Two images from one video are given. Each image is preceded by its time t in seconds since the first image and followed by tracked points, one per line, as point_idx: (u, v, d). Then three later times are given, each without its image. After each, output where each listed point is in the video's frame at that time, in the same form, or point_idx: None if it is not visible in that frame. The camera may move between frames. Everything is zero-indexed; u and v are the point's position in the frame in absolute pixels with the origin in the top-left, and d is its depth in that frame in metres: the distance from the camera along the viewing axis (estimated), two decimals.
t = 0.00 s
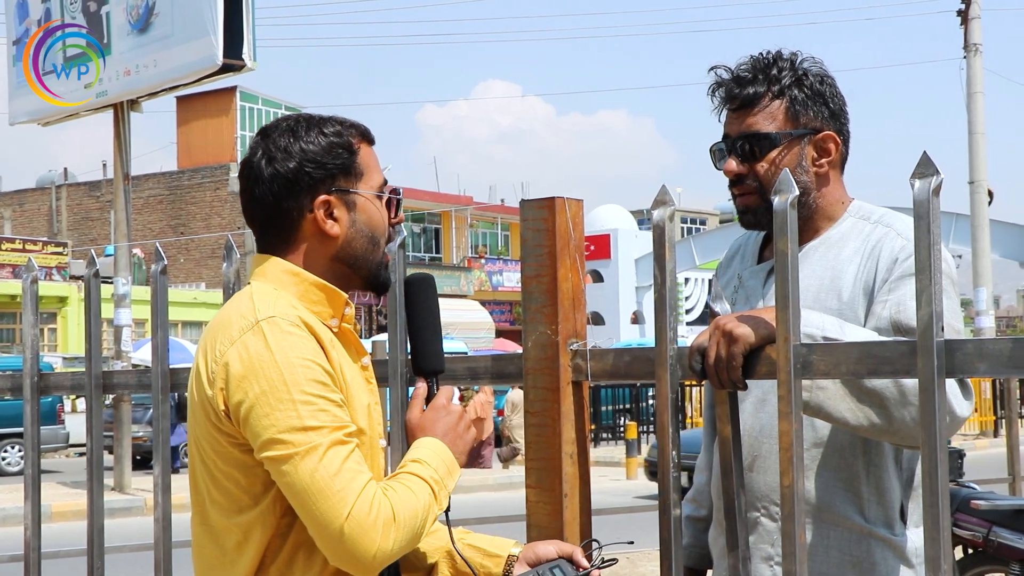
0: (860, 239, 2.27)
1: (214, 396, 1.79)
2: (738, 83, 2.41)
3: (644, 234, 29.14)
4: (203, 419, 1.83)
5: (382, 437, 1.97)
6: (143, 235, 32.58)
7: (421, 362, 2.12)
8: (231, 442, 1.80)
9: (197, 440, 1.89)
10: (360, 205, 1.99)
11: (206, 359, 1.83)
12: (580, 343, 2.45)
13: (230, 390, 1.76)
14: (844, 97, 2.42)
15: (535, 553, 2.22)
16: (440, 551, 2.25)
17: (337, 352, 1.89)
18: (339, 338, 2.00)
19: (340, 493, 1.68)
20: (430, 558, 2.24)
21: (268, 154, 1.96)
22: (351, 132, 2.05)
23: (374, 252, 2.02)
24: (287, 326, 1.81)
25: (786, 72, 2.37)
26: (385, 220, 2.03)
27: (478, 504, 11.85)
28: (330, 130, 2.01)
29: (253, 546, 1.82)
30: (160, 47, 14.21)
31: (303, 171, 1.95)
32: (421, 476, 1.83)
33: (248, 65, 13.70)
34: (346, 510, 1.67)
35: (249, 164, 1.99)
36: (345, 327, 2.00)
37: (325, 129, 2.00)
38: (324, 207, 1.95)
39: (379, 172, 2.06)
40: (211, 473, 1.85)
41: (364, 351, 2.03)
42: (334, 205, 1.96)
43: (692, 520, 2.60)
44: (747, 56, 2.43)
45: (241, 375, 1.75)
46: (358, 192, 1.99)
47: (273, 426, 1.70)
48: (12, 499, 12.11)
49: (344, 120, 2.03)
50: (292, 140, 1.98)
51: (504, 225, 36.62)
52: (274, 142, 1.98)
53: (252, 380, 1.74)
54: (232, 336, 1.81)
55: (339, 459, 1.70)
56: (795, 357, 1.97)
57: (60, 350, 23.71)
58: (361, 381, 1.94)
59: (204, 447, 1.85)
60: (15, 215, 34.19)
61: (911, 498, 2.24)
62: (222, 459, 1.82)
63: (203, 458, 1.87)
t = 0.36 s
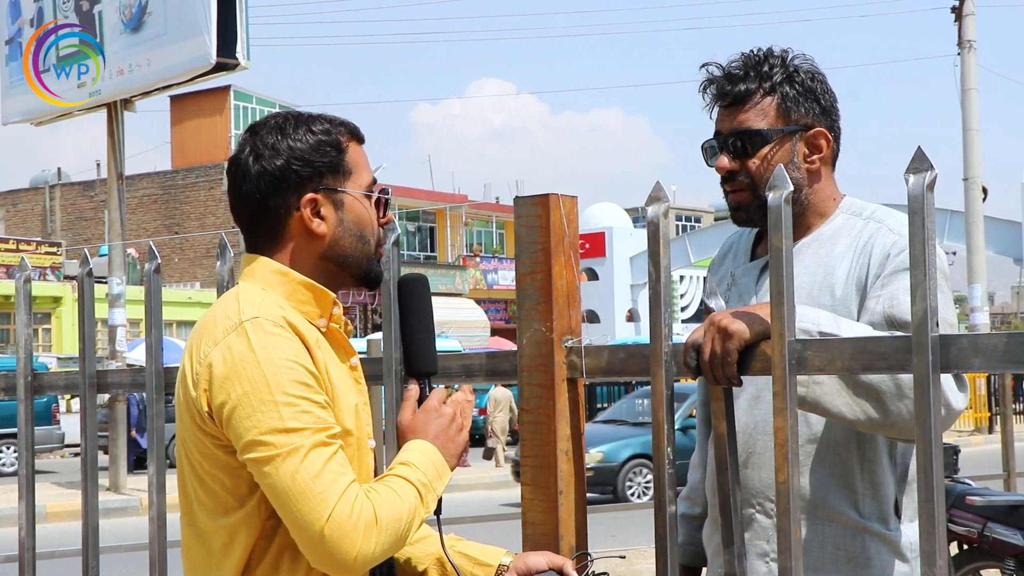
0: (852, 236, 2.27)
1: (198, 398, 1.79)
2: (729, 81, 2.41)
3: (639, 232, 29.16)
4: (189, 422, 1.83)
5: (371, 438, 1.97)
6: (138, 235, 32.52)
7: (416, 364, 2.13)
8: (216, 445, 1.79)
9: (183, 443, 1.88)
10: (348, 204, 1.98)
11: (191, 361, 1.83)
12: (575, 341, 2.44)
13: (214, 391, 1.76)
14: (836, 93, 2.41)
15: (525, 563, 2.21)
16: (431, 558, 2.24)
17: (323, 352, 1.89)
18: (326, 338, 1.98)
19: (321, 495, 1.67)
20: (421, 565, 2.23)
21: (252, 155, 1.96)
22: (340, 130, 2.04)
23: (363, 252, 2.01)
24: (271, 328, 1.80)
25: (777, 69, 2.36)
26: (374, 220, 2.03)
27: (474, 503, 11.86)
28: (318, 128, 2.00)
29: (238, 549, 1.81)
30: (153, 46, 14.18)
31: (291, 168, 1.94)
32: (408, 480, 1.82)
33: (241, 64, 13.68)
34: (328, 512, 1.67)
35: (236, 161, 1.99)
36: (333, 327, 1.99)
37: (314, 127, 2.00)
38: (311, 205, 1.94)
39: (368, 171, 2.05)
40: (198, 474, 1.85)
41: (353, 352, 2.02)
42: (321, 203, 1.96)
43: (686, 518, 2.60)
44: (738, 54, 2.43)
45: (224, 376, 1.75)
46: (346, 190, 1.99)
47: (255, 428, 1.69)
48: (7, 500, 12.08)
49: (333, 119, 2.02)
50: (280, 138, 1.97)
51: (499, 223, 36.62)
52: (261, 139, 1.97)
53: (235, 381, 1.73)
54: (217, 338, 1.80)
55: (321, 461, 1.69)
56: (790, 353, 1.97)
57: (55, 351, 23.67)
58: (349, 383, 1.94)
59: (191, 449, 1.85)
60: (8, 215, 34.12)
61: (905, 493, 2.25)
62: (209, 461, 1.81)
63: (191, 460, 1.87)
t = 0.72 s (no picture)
0: (839, 229, 2.27)
1: (191, 390, 1.78)
2: (718, 74, 2.41)
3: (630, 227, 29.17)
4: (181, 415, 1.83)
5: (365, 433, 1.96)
6: (127, 230, 32.40)
7: (406, 354, 2.13)
8: (209, 438, 1.78)
9: (175, 435, 1.88)
10: (344, 197, 1.97)
11: (184, 353, 1.82)
12: (565, 335, 2.44)
13: (207, 383, 1.75)
14: (824, 88, 2.42)
15: (517, 547, 2.21)
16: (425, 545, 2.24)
17: (317, 345, 1.88)
18: (319, 332, 1.98)
19: (318, 485, 1.66)
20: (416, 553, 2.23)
21: (247, 148, 1.95)
22: (337, 123, 2.02)
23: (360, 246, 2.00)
24: (264, 320, 1.79)
25: (767, 63, 2.36)
26: (371, 215, 2.02)
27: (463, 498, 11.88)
28: (315, 122, 1.99)
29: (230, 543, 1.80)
30: (142, 40, 14.15)
31: (286, 162, 1.93)
32: (404, 470, 1.81)
33: (231, 59, 13.66)
34: (325, 501, 1.66)
35: (231, 155, 1.98)
36: (327, 321, 1.98)
37: (310, 121, 1.98)
38: (307, 199, 1.94)
39: (364, 164, 2.04)
40: (189, 466, 1.84)
41: (346, 347, 2.02)
42: (318, 197, 1.94)
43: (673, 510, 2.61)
44: (728, 47, 2.42)
45: (218, 368, 1.74)
46: (342, 183, 1.98)
47: (250, 418, 1.69)
48: None
49: (330, 113, 2.01)
50: (275, 131, 1.96)
51: (490, 218, 36.59)
52: (257, 133, 1.96)
53: (230, 372, 1.72)
54: (211, 330, 1.79)
55: (317, 451, 1.68)
56: (780, 346, 1.97)
57: (44, 346, 23.58)
58: (341, 376, 1.93)
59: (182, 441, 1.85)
60: None
61: (893, 484, 2.25)
62: (201, 453, 1.81)
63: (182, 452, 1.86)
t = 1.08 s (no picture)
0: (828, 221, 2.27)
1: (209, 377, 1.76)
2: (707, 66, 2.40)
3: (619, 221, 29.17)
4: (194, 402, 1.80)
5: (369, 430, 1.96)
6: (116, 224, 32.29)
7: (415, 335, 2.14)
8: (225, 425, 1.77)
9: (184, 423, 1.85)
10: (345, 186, 1.97)
11: (199, 340, 1.80)
12: (555, 327, 2.43)
13: (229, 369, 1.73)
14: (813, 80, 2.41)
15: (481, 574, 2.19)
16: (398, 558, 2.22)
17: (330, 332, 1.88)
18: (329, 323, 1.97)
19: (351, 465, 1.66)
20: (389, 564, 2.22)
21: (250, 139, 1.94)
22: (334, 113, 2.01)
23: (362, 233, 2.00)
24: (282, 306, 1.79)
25: (755, 55, 2.36)
26: (372, 201, 2.01)
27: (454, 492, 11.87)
28: (313, 112, 1.97)
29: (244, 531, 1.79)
30: (129, 34, 14.08)
31: (288, 153, 1.92)
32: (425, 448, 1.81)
33: (220, 53, 13.62)
34: (360, 480, 1.66)
35: (231, 149, 1.97)
36: (337, 311, 1.97)
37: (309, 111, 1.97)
38: (310, 189, 1.93)
39: (363, 153, 2.03)
40: (200, 454, 1.82)
41: (352, 338, 2.02)
42: (320, 186, 1.94)
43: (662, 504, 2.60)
44: (717, 39, 2.42)
45: (241, 354, 1.72)
46: (343, 173, 1.97)
47: (278, 402, 1.67)
48: None
49: (327, 102, 1.99)
50: (275, 123, 1.94)
51: (480, 213, 36.56)
52: (257, 125, 1.94)
53: (254, 358, 1.71)
54: (229, 317, 1.78)
55: (347, 432, 1.69)
56: (770, 338, 1.97)
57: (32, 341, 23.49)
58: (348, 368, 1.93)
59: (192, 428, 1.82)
60: None
61: (881, 477, 2.26)
62: (215, 440, 1.79)
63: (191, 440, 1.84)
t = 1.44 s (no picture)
0: (822, 219, 2.26)
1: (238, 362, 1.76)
2: (702, 61, 2.40)
3: (614, 218, 29.18)
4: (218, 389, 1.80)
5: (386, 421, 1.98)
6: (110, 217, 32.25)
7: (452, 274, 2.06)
8: (255, 409, 1.76)
9: (203, 411, 1.84)
10: (357, 179, 1.96)
11: (223, 327, 1.79)
12: (550, 322, 2.42)
13: (263, 352, 1.73)
14: (807, 78, 2.41)
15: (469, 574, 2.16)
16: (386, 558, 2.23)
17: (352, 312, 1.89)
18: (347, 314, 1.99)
19: (409, 425, 1.68)
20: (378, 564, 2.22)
21: (266, 129, 1.94)
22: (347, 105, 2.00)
23: (374, 226, 2.00)
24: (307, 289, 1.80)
25: (750, 51, 2.35)
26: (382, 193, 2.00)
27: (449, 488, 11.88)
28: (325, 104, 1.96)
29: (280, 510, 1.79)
30: (125, 27, 14.08)
31: (300, 147, 1.93)
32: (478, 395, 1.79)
33: (215, 46, 13.62)
34: (421, 437, 1.68)
35: (243, 142, 1.98)
36: (354, 302, 2.00)
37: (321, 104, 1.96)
38: (322, 183, 1.93)
39: (376, 146, 2.02)
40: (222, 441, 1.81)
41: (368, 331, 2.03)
42: (332, 180, 1.94)
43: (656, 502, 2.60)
44: (712, 35, 2.42)
45: (276, 334, 1.72)
46: (355, 166, 1.96)
47: (322, 375, 1.69)
48: None
49: (340, 95, 1.99)
50: (287, 116, 1.95)
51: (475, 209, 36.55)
52: (269, 119, 1.95)
53: (289, 336, 1.71)
54: (255, 303, 1.77)
55: (395, 396, 1.70)
56: (764, 335, 1.96)
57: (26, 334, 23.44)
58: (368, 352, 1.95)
59: (215, 415, 1.81)
60: None
61: (875, 474, 2.26)
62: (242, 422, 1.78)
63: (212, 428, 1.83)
